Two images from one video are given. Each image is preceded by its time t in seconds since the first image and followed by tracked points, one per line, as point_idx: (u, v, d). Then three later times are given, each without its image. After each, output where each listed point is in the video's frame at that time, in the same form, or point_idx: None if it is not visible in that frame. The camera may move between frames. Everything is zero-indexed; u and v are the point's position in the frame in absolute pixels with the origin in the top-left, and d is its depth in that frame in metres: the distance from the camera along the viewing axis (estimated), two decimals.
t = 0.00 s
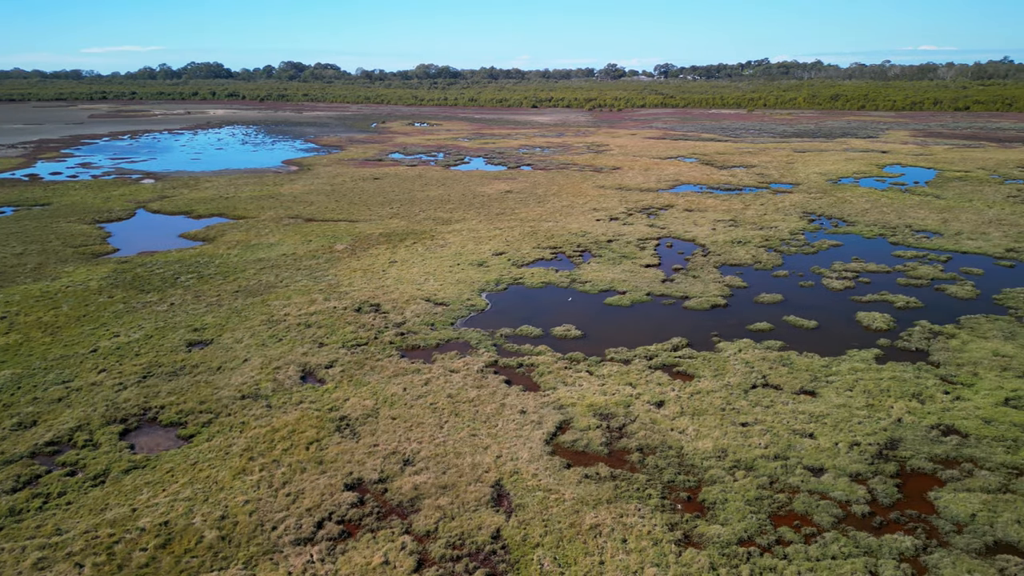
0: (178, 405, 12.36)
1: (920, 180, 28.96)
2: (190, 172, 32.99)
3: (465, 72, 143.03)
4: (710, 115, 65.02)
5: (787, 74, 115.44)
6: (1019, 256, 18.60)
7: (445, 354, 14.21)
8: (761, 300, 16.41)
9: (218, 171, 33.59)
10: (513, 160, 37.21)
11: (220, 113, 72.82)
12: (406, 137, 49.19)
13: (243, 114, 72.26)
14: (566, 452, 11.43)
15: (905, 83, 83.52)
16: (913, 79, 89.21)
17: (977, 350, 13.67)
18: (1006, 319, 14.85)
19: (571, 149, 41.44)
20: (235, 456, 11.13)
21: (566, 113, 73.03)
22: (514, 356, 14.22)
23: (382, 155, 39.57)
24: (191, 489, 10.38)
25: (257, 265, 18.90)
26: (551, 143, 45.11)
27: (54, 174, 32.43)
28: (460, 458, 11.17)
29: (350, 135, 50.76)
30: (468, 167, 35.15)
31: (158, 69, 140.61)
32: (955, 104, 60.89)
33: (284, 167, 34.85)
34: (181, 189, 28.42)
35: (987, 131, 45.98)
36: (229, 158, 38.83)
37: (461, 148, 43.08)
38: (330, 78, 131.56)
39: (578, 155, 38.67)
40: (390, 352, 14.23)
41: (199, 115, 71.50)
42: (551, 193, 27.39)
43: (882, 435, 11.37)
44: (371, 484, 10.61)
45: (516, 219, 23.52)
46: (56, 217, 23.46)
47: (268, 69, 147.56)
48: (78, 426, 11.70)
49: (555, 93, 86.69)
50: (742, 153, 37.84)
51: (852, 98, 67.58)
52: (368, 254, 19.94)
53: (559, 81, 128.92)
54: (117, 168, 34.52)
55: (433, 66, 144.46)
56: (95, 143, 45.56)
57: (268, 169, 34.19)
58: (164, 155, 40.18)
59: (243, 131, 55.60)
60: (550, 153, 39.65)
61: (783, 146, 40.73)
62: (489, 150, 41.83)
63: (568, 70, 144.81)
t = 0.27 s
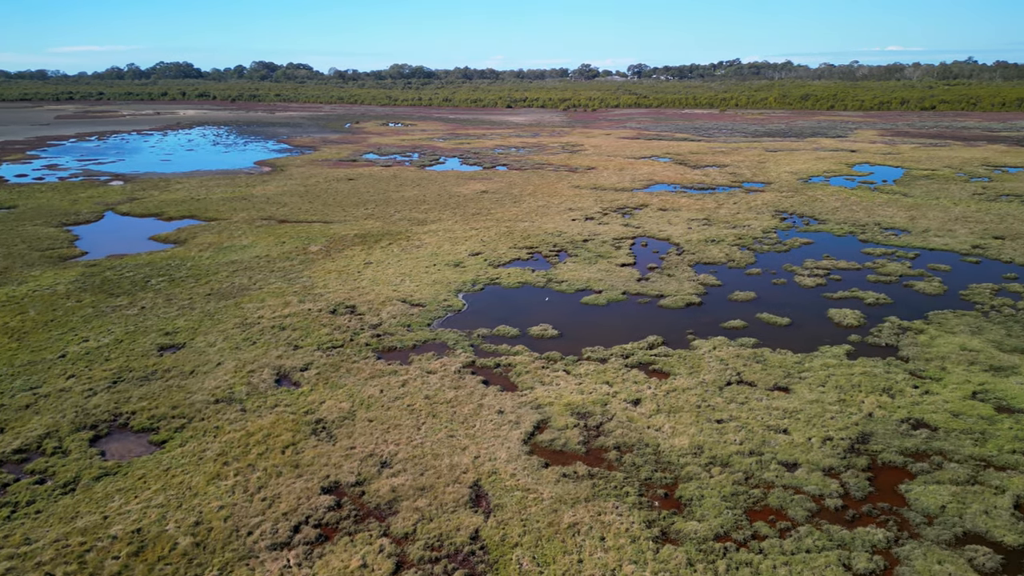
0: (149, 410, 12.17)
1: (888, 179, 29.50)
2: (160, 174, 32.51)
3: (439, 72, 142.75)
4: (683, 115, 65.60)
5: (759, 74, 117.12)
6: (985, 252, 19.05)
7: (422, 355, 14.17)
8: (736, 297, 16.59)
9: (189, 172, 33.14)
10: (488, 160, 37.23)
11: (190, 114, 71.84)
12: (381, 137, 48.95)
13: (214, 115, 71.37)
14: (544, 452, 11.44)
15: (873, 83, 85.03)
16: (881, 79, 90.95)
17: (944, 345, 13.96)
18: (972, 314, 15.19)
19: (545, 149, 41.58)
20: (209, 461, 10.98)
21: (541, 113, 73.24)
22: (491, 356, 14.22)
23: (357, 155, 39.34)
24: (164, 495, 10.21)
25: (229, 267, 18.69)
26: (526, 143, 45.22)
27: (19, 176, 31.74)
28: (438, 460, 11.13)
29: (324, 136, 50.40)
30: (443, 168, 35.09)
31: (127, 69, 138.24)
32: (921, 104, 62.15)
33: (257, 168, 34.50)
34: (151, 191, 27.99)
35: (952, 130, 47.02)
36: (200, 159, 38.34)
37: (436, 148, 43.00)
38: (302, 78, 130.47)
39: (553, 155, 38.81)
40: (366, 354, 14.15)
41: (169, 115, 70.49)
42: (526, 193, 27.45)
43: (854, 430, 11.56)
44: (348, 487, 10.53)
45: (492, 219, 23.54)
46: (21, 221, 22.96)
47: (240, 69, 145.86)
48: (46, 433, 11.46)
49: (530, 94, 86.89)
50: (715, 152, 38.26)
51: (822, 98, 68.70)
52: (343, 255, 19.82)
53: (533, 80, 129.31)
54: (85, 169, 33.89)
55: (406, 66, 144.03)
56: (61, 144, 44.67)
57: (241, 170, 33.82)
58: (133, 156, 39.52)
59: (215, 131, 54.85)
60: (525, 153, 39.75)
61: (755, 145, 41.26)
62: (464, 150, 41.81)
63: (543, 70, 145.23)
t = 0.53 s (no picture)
0: (120, 416, 11.97)
1: (857, 177, 30.02)
2: (129, 175, 31.97)
3: (414, 71, 142.17)
4: (653, 115, 66.06)
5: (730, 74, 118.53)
6: (952, 249, 19.48)
7: (398, 356, 14.12)
8: (710, 296, 16.77)
9: (158, 173, 32.64)
10: (464, 160, 37.20)
11: (160, 114, 70.71)
12: (355, 138, 48.64)
13: (184, 115, 70.33)
14: (522, 451, 11.46)
15: (842, 83, 86.50)
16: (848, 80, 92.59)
17: (913, 340, 14.25)
18: (940, 310, 15.52)
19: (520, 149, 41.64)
20: (182, 466, 10.83)
21: (516, 113, 73.32)
22: (468, 357, 14.21)
23: (330, 156, 39.06)
24: (136, 502, 10.05)
25: (201, 270, 18.45)
26: (501, 143, 45.25)
27: None
28: (415, 461, 11.10)
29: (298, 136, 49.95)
30: (417, 168, 34.97)
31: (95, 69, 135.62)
32: (888, 104, 63.35)
33: (228, 169, 34.08)
34: (120, 193, 27.51)
35: (918, 129, 47.97)
36: (170, 161, 37.78)
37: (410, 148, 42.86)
38: (274, 78, 129.07)
39: (528, 155, 38.88)
40: (341, 356, 14.06)
41: (137, 115, 69.30)
42: (502, 193, 27.47)
43: (827, 425, 11.74)
44: (324, 491, 10.45)
45: (468, 219, 23.52)
46: None
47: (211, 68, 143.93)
48: (13, 441, 11.22)
49: (504, 94, 86.91)
50: (688, 152, 38.64)
51: (792, 98, 69.70)
52: (318, 256, 19.67)
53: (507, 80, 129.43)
54: (51, 171, 33.21)
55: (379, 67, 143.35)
56: (27, 145, 43.70)
57: (212, 171, 33.40)
58: (101, 157, 38.81)
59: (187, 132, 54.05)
60: (500, 153, 39.78)
61: (727, 145, 41.75)
62: (439, 151, 41.72)
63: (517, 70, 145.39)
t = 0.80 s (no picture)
0: (89, 422, 11.77)
1: (827, 176, 30.52)
2: (97, 177, 31.39)
3: (388, 71, 141.37)
4: (627, 116, 66.49)
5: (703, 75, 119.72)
6: (920, 245, 19.90)
7: (374, 358, 14.05)
8: (686, 294, 16.92)
9: (127, 175, 32.10)
10: (439, 160, 37.13)
11: (129, 114, 69.47)
12: (329, 138, 48.28)
13: (154, 115, 69.18)
14: (499, 451, 11.47)
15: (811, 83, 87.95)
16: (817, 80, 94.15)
17: (883, 335, 14.53)
18: (909, 306, 15.83)
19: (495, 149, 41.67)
20: (155, 472, 10.67)
21: (491, 113, 73.30)
22: (445, 358, 14.19)
23: (303, 156, 38.73)
24: (107, 509, 9.88)
25: (172, 272, 18.19)
26: (476, 143, 45.25)
27: None
28: (392, 463, 11.05)
29: (271, 137, 49.46)
30: (392, 169, 34.83)
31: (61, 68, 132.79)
32: (856, 104, 64.56)
33: (199, 170, 33.63)
34: (88, 195, 27.00)
35: (886, 129, 48.92)
36: (139, 162, 37.17)
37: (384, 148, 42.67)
38: (245, 78, 127.56)
39: (503, 155, 38.92)
40: (316, 359, 13.96)
41: (104, 115, 67.98)
42: (477, 194, 27.46)
43: (799, 420, 11.92)
44: (300, 494, 10.37)
45: (443, 219, 23.48)
46: None
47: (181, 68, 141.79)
48: None
49: (479, 94, 86.86)
50: (662, 151, 38.97)
51: (763, 99, 70.68)
52: (291, 258, 19.51)
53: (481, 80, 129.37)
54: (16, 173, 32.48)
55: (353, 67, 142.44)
56: None
57: (183, 172, 32.94)
58: (68, 159, 38.05)
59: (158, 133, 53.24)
60: (475, 153, 39.78)
61: (700, 144, 42.21)
62: (414, 151, 41.60)
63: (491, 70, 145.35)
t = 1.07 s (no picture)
0: (58, 428, 11.54)
1: (799, 175, 31.00)
2: (64, 179, 30.75)
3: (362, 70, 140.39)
4: (602, 115, 66.81)
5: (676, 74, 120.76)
6: (889, 242, 20.31)
7: (350, 360, 13.97)
8: (661, 292, 17.07)
9: (95, 176, 31.49)
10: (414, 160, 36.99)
11: (97, 115, 68.11)
12: (302, 138, 47.83)
13: (122, 116, 67.86)
14: (476, 451, 11.47)
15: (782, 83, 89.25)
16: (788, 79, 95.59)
17: (854, 331, 14.80)
18: (879, 302, 16.15)
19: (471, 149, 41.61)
20: (126, 478, 10.50)
21: (466, 113, 73.15)
22: (421, 358, 14.15)
23: (276, 157, 38.33)
24: (77, 517, 9.70)
25: (142, 275, 17.91)
26: (450, 143, 45.16)
27: None
28: (369, 465, 11.00)
29: (243, 137, 48.86)
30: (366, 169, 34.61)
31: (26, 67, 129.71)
32: (826, 103, 65.65)
33: (170, 171, 33.10)
34: (55, 197, 26.44)
35: (855, 128, 49.83)
36: (107, 163, 36.48)
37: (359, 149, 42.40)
38: (216, 77, 125.74)
39: (478, 155, 38.89)
40: (291, 361, 13.84)
41: (71, 116, 66.56)
42: (452, 194, 27.40)
43: (773, 416, 12.09)
44: (276, 498, 10.27)
45: (418, 220, 23.40)
46: None
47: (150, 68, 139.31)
48: None
49: (454, 94, 86.66)
50: (636, 151, 39.24)
51: (735, 99, 71.57)
52: (264, 260, 19.31)
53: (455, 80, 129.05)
54: None
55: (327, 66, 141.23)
56: None
57: (153, 173, 32.42)
58: (33, 160, 37.21)
59: (127, 133, 52.29)
60: (450, 153, 39.70)
61: (675, 144, 42.57)
62: (388, 151, 41.39)
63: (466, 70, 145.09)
